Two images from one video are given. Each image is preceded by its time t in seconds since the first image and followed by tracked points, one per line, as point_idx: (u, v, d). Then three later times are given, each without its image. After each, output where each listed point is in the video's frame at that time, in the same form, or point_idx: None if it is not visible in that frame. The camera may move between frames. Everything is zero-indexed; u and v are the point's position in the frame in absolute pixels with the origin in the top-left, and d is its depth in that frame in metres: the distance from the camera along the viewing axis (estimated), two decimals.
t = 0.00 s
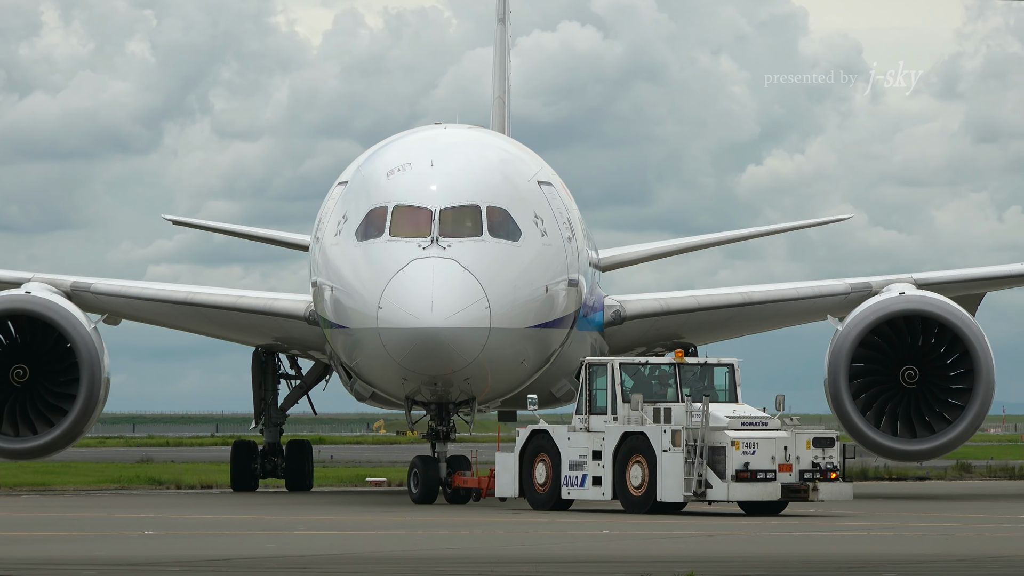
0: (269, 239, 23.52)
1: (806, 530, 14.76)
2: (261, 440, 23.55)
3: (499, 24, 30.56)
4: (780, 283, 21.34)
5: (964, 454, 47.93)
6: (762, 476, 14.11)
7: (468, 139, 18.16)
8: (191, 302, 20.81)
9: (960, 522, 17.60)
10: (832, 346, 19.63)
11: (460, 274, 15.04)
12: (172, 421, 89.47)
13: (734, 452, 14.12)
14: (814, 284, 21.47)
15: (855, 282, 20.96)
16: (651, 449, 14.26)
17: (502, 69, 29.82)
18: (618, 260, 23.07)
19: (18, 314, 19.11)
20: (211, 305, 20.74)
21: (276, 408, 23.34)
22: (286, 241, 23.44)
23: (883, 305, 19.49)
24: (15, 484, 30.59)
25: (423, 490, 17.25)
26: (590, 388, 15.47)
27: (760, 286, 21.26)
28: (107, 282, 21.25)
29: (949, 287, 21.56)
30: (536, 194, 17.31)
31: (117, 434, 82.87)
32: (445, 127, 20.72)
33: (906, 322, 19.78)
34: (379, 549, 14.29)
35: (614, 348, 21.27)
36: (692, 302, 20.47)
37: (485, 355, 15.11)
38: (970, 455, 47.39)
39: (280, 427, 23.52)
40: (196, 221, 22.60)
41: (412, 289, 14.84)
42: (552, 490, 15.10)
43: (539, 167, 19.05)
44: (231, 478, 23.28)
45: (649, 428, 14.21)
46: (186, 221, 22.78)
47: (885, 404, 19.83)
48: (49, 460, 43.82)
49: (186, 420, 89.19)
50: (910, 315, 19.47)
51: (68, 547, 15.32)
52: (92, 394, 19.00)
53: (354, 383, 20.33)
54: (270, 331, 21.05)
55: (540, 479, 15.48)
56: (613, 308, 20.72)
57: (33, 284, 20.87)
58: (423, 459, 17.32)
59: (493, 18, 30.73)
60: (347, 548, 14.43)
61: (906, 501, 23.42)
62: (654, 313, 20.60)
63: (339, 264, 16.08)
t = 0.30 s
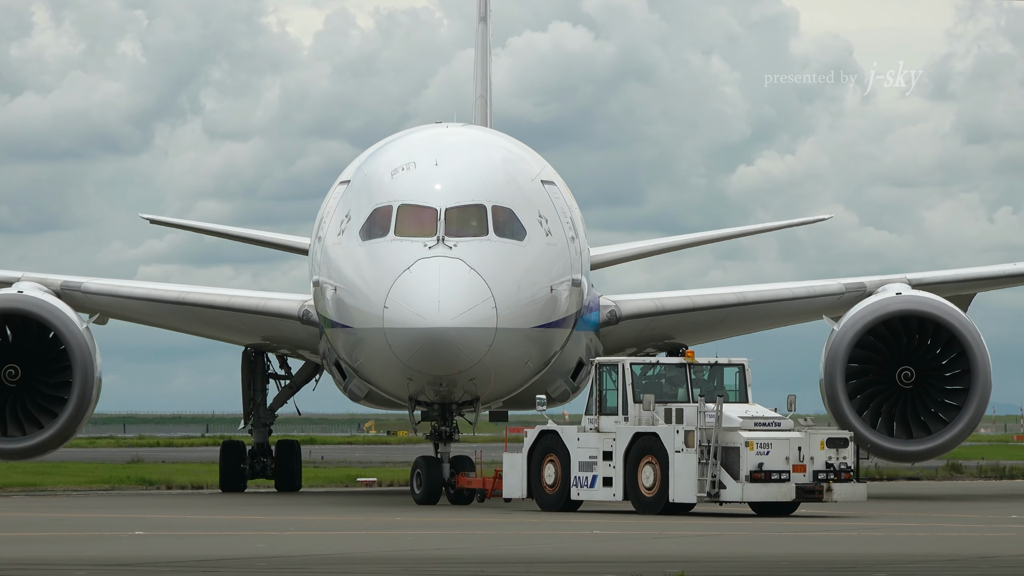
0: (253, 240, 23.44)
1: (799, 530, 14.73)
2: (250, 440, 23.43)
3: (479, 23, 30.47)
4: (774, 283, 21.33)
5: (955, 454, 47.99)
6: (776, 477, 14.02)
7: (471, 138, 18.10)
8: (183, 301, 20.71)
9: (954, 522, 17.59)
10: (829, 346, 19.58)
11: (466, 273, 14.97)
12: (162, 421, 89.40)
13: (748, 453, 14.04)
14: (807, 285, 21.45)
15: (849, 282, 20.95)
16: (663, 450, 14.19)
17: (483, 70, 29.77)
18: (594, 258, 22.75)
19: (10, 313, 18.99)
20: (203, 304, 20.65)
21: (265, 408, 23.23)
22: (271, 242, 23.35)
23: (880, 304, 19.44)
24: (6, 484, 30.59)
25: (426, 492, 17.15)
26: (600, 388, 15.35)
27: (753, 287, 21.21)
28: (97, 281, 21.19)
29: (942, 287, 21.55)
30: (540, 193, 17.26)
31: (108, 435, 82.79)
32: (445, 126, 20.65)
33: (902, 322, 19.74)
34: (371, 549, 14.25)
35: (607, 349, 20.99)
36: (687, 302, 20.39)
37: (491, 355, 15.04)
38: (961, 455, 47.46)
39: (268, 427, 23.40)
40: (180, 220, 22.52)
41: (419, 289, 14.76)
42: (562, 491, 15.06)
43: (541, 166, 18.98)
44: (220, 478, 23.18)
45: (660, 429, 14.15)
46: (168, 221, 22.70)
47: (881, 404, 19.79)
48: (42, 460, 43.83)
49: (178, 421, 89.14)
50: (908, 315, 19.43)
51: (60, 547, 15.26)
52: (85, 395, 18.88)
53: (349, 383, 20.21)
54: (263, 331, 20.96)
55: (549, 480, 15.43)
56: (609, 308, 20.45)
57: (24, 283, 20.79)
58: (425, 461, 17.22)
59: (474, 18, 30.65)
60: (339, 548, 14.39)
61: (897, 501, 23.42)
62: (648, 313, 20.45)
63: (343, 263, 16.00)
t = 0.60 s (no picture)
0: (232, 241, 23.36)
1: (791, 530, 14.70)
2: (237, 441, 23.33)
3: (459, 22, 30.41)
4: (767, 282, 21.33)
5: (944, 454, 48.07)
6: (790, 478, 13.96)
7: (472, 137, 18.02)
8: (174, 301, 20.61)
9: (949, 522, 17.57)
10: (824, 345, 19.52)
11: (471, 273, 14.89)
12: (151, 421, 89.33)
13: (762, 454, 13.96)
14: (799, 284, 21.44)
15: (843, 282, 21.10)
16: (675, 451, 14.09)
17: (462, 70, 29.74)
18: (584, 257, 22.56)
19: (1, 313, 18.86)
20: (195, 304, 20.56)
21: (253, 408, 23.13)
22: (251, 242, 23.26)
23: (876, 305, 19.38)
24: None
25: (428, 492, 17.05)
26: (608, 387, 15.30)
27: (746, 287, 21.20)
28: (86, 281, 21.12)
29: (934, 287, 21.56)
30: (543, 192, 17.19)
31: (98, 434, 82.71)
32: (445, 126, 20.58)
33: (898, 322, 19.70)
34: (362, 549, 14.19)
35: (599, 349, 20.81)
36: (682, 302, 20.30)
37: (497, 355, 14.96)
38: (951, 455, 47.55)
39: (256, 427, 23.29)
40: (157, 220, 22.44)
41: (423, 288, 14.68)
42: (570, 492, 14.95)
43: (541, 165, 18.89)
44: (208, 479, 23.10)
45: (671, 429, 14.05)
46: (143, 220, 22.63)
47: (877, 404, 19.77)
48: (31, 460, 43.83)
49: (167, 421, 88.98)
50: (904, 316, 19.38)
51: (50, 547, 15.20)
52: (75, 398, 18.79)
53: (342, 383, 20.08)
54: (255, 331, 20.85)
55: (556, 480, 15.34)
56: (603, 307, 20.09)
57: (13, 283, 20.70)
58: (428, 461, 17.14)
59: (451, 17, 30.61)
60: (330, 549, 14.33)
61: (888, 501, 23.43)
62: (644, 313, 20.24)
63: (346, 262, 15.90)
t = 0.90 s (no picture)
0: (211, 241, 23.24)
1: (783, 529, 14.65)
2: (225, 441, 23.23)
3: (437, 20, 30.33)
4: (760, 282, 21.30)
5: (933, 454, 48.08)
6: (803, 479, 13.90)
7: (474, 135, 17.93)
8: (165, 301, 20.50)
9: (941, 521, 17.56)
10: (820, 344, 19.46)
11: (476, 272, 14.81)
12: (139, 422, 89.15)
13: (775, 455, 13.90)
14: (791, 284, 21.41)
15: (835, 281, 21.18)
16: (687, 451, 14.00)
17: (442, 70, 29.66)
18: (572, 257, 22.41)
19: None
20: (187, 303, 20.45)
21: (241, 408, 23.02)
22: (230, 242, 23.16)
23: (873, 305, 19.33)
24: None
25: (430, 492, 16.95)
26: (618, 388, 15.26)
27: (738, 287, 21.17)
28: (75, 280, 20.97)
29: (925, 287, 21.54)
30: (544, 191, 17.12)
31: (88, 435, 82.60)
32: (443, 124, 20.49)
33: (893, 322, 19.65)
34: (354, 549, 14.12)
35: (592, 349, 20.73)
36: (675, 302, 20.22)
37: (502, 355, 14.88)
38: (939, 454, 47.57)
39: (243, 427, 23.19)
40: (135, 219, 22.31)
41: (428, 288, 14.59)
42: (578, 492, 14.89)
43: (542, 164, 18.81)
44: (196, 479, 23.02)
45: (684, 431, 13.98)
46: (120, 220, 22.52)
47: (872, 403, 19.75)
48: (19, 460, 43.74)
49: (156, 420, 88.88)
50: (900, 315, 19.34)
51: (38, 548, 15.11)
52: (66, 398, 18.67)
53: (336, 383, 19.97)
54: (248, 330, 20.75)
55: (564, 481, 15.26)
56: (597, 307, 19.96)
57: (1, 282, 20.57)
58: (430, 461, 17.04)
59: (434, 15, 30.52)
60: (321, 549, 14.25)
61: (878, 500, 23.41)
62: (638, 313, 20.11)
63: (348, 261, 15.80)
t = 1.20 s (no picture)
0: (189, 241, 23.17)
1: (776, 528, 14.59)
2: (212, 441, 23.11)
3: (415, 18, 30.29)
4: (751, 282, 21.28)
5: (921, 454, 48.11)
6: (816, 480, 13.86)
7: (475, 134, 17.84)
8: (155, 300, 20.40)
9: (934, 519, 17.52)
10: (814, 342, 19.45)
11: (481, 271, 14.74)
12: (126, 422, 88.93)
13: (789, 455, 13.83)
14: (782, 284, 21.39)
15: (826, 281, 21.29)
16: (698, 452, 13.93)
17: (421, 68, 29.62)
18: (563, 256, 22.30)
19: None
20: (179, 303, 20.35)
21: (227, 408, 22.91)
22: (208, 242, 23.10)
23: (867, 304, 19.34)
24: None
25: (431, 493, 16.86)
26: (626, 388, 15.18)
27: (730, 287, 21.13)
28: (64, 279, 20.83)
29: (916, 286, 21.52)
30: (546, 190, 17.05)
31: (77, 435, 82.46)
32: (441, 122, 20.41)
33: (886, 322, 19.67)
34: (344, 549, 14.03)
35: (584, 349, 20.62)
36: (669, 301, 20.16)
37: (505, 354, 14.81)
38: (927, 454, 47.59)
39: (230, 427, 23.08)
40: (112, 218, 22.23)
41: (433, 287, 14.52)
42: (587, 494, 14.81)
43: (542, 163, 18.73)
44: (182, 479, 22.91)
45: (695, 431, 13.92)
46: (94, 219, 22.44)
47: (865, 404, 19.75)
48: (4, 461, 43.60)
49: (144, 420, 88.70)
50: (894, 315, 19.37)
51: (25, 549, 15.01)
52: (56, 399, 18.62)
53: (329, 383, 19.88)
54: (240, 329, 20.66)
55: (572, 481, 15.18)
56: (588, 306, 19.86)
57: None
58: (431, 462, 16.97)
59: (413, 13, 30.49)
60: (311, 549, 14.15)
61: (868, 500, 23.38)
62: (631, 313, 19.95)
63: (350, 260, 15.71)
